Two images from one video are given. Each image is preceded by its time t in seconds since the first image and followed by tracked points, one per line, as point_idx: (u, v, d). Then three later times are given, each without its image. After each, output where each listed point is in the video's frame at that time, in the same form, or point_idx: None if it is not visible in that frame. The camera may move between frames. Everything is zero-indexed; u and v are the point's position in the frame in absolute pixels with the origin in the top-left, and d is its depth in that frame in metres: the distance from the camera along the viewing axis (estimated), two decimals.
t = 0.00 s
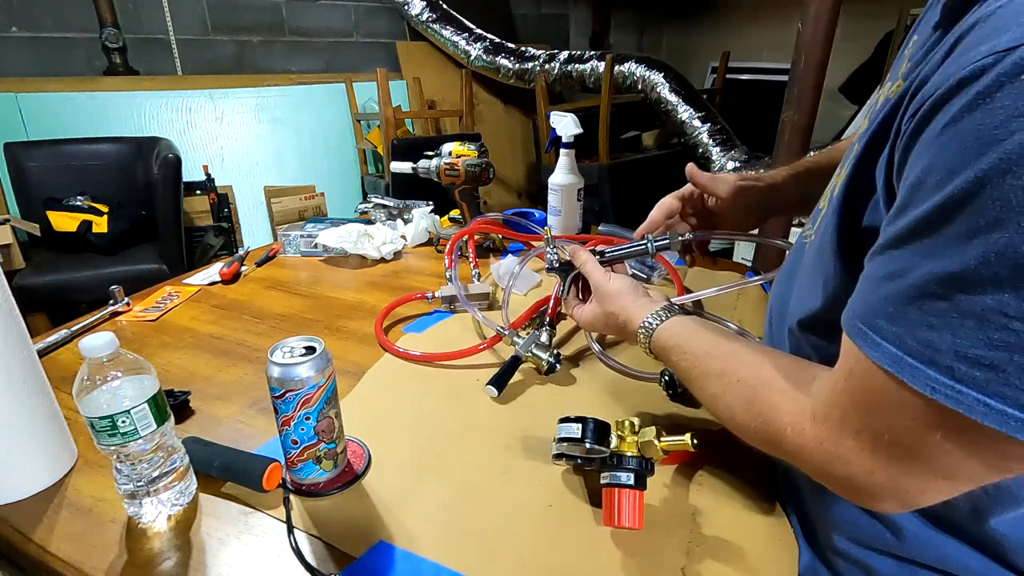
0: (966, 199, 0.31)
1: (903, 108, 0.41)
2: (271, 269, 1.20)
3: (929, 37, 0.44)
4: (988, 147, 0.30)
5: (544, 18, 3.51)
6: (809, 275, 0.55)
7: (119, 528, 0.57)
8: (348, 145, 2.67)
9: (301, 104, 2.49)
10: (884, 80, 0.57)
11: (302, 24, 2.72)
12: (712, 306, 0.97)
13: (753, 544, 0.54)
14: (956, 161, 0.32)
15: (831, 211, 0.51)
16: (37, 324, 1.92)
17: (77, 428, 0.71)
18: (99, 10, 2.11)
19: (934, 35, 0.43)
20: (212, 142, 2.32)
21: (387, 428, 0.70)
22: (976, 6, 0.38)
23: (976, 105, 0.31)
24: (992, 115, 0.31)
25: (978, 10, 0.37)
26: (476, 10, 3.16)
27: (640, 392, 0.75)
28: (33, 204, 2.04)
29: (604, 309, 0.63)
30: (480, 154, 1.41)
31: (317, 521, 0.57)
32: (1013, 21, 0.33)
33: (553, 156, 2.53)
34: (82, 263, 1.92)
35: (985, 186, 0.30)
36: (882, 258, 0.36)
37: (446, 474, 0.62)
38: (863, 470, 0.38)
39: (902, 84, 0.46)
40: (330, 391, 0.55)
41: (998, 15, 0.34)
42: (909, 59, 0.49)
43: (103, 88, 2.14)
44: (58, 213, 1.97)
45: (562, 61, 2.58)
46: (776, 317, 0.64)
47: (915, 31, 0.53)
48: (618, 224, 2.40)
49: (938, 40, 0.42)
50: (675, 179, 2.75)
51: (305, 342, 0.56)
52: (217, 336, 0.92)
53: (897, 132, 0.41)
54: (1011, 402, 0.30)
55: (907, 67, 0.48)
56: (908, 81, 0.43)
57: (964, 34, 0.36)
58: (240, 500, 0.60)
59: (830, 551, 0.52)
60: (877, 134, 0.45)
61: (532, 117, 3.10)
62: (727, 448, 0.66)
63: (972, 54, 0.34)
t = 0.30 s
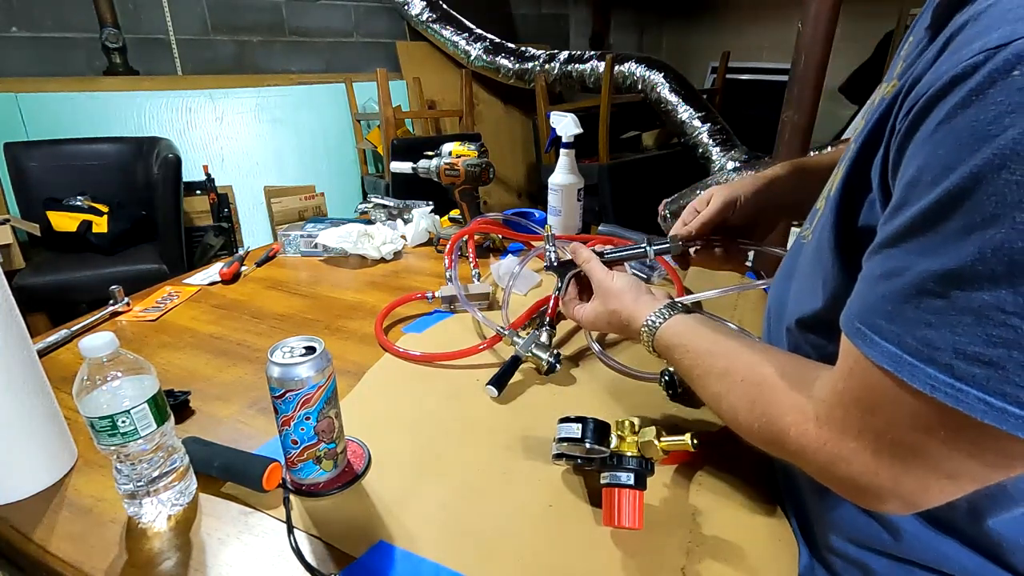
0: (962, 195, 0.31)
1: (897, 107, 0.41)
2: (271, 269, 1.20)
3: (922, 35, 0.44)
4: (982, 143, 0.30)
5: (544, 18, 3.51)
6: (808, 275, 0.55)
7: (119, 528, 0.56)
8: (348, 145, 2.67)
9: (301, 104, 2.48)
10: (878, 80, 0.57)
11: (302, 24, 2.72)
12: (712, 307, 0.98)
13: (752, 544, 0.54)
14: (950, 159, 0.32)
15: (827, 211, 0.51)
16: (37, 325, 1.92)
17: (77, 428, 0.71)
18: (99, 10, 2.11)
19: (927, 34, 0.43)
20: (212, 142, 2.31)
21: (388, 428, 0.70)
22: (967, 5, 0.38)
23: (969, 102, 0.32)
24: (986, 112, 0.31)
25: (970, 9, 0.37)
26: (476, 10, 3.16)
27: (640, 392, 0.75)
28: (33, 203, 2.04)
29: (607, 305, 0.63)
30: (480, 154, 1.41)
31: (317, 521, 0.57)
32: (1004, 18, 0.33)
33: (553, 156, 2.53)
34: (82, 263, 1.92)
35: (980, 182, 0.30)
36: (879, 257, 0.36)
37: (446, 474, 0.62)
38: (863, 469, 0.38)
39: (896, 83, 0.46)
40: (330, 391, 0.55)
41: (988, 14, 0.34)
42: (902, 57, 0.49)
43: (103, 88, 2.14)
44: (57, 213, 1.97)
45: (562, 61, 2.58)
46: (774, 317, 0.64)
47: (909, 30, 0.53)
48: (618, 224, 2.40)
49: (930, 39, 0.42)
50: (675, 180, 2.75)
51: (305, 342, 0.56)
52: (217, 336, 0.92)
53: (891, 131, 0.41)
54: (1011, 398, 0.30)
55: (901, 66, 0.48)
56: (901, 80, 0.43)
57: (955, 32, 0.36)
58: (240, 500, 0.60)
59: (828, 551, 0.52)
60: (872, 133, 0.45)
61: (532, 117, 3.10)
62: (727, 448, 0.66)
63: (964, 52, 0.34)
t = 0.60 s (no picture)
0: (964, 189, 0.31)
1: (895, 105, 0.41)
2: (271, 269, 1.20)
3: (918, 35, 0.45)
4: (982, 135, 0.31)
5: (544, 18, 3.51)
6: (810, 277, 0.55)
7: (119, 528, 0.56)
8: (348, 145, 2.67)
9: (301, 104, 2.48)
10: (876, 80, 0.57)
11: (302, 24, 2.72)
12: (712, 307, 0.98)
13: (752, 545, 0.54)
14: (950, 152, 0.32)
15: (828, 211, 0.51)
16: (37, 325, 1.92)
17: (77, 429, 0.71)
18: (99, 10, 2.10)
19: (923, 33, 0.43)
20: (212, 142, 2.32)
21: (388, 428, 0.70)
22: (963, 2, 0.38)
23: (970, 95, 0.32)
24: (985, 105, 0.31)
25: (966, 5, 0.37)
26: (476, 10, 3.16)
27: (640, 392, 0.75)
28: (33, 203, 2.04)
29: (614, 299, 0.63)
30: (480, 154, 1.41)
31: (317, 521, 0.57)
32: (1000, 12, 0.33)
33: (553, 156, 2.53)
34: (81, 263, 1.92)
35: (982, 176, 0.30)
36: (880, 256, 0.36)
37: (446, 474, 0.62)
38: (868, 471, 0.38)
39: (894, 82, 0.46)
40: (329, 391, 0.55)
41: (984, 9, 0.34)
42: (899, 57, 0.50)
43: (103, 88, 2.14)
44: (57, 213, 1.97)
45: (562, 61, 2.58)
46: (774, 317, 0.64)
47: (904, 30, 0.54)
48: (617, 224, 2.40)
49: (927, 38, 0.43)
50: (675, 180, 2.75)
51: (305, 342, 0.56)
52: (217, 336, 0.92)
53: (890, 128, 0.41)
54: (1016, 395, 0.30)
55: (898, 66, 0.48)
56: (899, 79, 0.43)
57: (953, 28, 0.37)
58: (240, 500, 0.60)
59: (826, 551, 0.52)
60: (870, 132, 0.45)
61: (532, 117, 3.10)
62: (728, 447, 0.66)
63: (962, 47, 0.34)
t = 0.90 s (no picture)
0: (981, 151, 0.31)
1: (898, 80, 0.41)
2: (271, 269, 1.20)
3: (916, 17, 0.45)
4: (995, 97, 0.31)
5: (544, 17, 3.51)
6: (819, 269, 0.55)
7: (119, 528, 0.56)
8: (348, 145, 2.67)
9: (301, 104, 2.49)
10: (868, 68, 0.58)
11: (302, 24, 2.72)
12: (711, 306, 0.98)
13: (752, 545, 0.54)
14: (962, 114, 0.32)
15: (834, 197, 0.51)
16: (37, 325, 1.92)
17: (77, 428, 0.71)
18: (99, 10, 2.10)
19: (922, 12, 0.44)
20: (212, 142, 2.31)
21: (387, 427, 0.70)
22: None
23: (981, 57, 0.32)
24: (998, 65, 0.31)
25: None
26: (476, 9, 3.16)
27: (639, 392, 0.75)
28: (33, 203, 2.04)
29: (602, 334, 0.63)
30: (480, 154, 1.41)
31: (317, 521, 0.57)
32: None
33: (553, 156, 2.53)
34: (82, 263, 1.92)
35: (997, 136, 0.30)
36: (892, 229, 0.36)
37: (446, 474, 0.62)
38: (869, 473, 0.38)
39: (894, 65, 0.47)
40: (330, 391, 0.55)
41: None
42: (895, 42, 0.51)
43: (103, 88, 2.14)
44: (58, 213, 1.97)
45: (562, 61, 2.58)
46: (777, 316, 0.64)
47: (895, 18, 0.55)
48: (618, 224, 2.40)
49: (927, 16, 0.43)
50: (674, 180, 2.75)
51: (305, 342, 0.56)
52: (217, 336, 0.92)
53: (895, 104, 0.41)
54: None
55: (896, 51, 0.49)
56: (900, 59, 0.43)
57: None
58: (240, 500, 0.60)
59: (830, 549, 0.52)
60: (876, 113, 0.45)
61: (532, 117, 3.10)
62: (727, 448, 0.66)
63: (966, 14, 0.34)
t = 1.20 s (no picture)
0: (955, 43, 0.35)
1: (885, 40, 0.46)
2: (271, 269, 1.20)
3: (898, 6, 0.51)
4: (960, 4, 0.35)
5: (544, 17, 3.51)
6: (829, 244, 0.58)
7: (119, 528, 0.56)
8: (348, 145, 2.67)
9: (301, 103, 2.48)
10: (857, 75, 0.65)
11: (302, 24, 2.72)
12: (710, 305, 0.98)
13: (753, 545, 0.54)
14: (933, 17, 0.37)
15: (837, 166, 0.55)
16: (37, 325, 1.92)
17: (77, 428, 0.72)
18: (99, 10, 2.10)
19: None
20: (212, 142, 2.31)
21: (387, 427, 0.70)
22: None
23: None
24: None
25: None
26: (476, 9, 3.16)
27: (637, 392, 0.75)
28: (33, 203, 2.04)
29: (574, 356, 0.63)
30: (480, 154, 1.41)
31: (317, 521, 0.57)
32: None
33: (554, 156, 2.53)
34: (82, 263, 1.92)
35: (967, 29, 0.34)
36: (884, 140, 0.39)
37: (446, 475, 0.62)
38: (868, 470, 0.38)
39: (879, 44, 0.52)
40: (330, 391, 0.55)
41: None
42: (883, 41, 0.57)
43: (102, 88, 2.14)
44: (58, 213, 1.97)
45: (562, 61, 2.58)
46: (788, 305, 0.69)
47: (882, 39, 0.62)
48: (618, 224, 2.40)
49: None
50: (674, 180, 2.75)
51: (305, 342, 0.56)
52: (217, 336, 0.92)
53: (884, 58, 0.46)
54: None
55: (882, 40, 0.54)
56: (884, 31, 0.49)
57: None
58: (240, 500, 0.60)
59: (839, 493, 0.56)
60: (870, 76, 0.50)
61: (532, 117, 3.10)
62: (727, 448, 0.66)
63: None
